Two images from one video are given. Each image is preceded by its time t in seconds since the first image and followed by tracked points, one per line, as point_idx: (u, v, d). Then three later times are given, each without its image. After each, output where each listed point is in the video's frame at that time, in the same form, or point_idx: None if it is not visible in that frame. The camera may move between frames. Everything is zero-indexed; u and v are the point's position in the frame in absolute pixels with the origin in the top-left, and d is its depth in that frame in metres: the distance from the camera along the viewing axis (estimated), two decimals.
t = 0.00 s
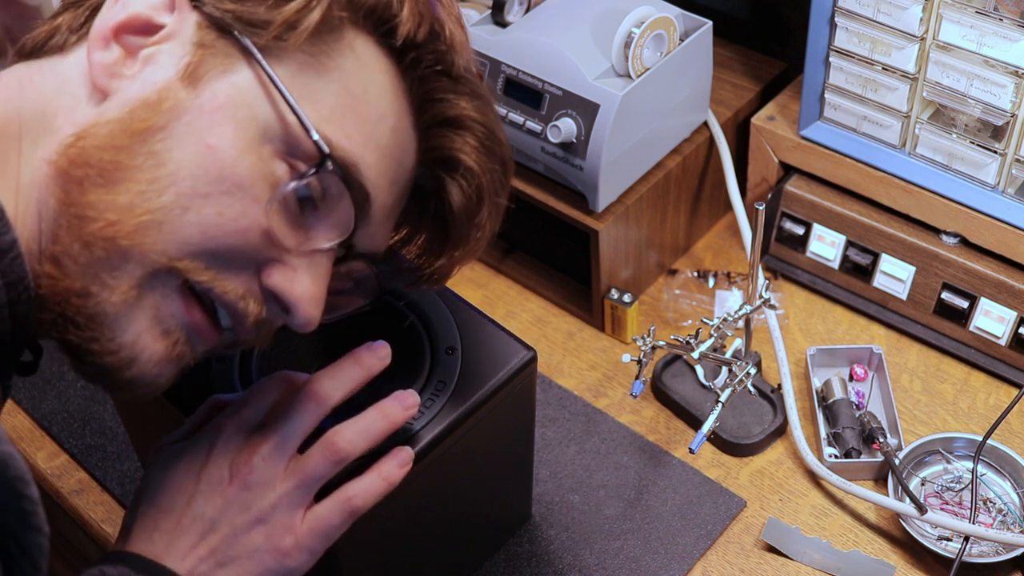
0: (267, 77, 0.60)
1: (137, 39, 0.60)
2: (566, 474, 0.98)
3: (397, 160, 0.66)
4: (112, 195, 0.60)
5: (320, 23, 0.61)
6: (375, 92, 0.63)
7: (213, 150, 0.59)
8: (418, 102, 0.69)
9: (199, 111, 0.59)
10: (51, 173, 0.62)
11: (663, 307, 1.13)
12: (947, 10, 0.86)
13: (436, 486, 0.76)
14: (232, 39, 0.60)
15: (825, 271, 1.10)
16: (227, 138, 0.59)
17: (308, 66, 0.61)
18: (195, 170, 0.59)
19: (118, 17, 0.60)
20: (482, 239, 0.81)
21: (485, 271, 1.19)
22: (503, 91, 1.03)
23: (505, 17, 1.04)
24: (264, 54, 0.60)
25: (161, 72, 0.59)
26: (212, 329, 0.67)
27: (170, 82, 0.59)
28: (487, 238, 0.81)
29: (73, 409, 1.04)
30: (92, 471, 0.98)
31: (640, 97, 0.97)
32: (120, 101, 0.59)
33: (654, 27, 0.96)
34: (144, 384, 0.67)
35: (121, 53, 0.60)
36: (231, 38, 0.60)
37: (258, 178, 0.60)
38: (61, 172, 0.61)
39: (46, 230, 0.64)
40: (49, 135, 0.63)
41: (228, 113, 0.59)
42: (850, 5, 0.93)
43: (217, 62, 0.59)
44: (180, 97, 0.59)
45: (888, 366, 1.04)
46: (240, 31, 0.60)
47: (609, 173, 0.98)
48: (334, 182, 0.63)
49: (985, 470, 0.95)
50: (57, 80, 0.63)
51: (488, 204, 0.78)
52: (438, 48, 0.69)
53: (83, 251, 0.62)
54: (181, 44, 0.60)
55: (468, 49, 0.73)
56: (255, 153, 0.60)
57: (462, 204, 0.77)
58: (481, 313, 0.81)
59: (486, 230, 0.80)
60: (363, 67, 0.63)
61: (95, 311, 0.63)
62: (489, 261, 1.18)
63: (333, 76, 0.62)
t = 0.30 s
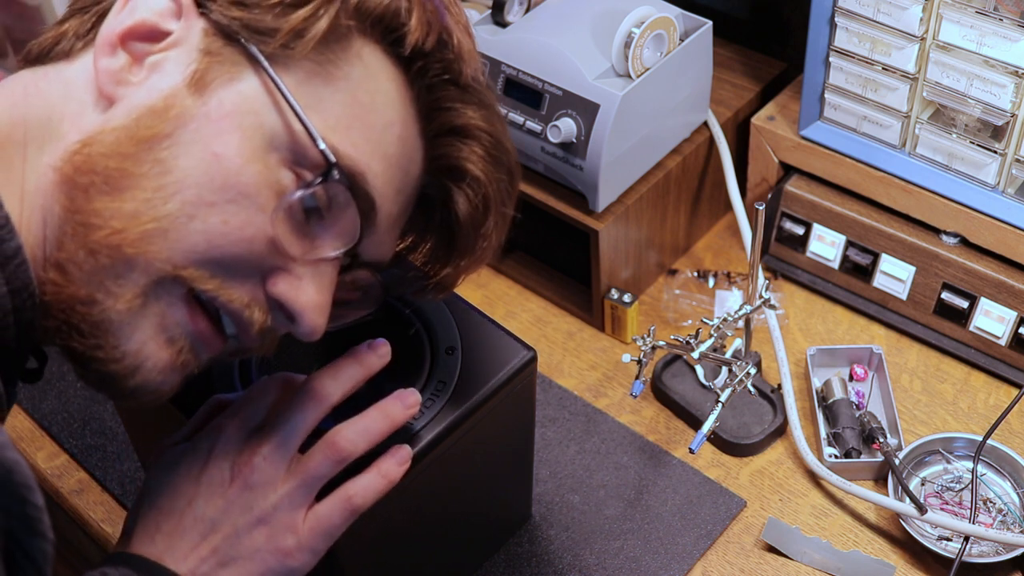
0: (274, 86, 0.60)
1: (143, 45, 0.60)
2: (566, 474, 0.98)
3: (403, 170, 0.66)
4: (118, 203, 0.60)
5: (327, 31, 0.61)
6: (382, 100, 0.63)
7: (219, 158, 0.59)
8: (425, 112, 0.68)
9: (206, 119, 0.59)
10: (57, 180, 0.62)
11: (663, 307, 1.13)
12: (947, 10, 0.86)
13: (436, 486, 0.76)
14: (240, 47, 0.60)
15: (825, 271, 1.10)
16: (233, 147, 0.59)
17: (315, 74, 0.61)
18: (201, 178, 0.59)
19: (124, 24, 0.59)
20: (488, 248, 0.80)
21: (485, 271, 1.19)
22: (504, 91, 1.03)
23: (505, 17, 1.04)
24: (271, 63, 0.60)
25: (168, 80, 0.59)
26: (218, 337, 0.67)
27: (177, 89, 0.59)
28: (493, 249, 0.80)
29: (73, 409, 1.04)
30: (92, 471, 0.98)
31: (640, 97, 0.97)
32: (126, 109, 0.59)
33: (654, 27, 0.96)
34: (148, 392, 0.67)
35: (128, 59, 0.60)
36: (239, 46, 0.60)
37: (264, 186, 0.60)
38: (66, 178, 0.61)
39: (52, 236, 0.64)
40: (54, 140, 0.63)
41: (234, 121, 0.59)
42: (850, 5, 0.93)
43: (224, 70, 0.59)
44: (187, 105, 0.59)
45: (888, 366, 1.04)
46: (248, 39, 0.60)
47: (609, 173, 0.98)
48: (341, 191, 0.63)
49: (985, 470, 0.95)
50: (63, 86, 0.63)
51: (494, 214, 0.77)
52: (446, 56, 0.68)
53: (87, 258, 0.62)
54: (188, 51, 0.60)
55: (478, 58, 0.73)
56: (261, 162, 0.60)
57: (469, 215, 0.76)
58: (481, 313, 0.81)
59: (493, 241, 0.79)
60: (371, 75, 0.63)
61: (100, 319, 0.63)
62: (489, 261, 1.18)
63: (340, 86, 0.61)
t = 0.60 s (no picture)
0: (275, 86, 0.60)
1: (145, 46, 0.60)
2: (566, 474, 0.98)
3: (405, 172, 0.66)
4: (121, 203, 0.60)
5: (329, 32, 0.61)
6: (384, 101, 0.63)
7: (221, 159, 0.59)
8: (428, 112, 0.68)
9: (208, 120, 0.59)
10: (58, 180, 0.62)
11: (663, 307, 1.13)
12: (947, 10, 0.86)
13: (435, 485, 0.76)
14: (241, 48, 0.60)
15: (825, 271, 1.10)
16: (235, 148, 0.59)
17: (317, 76, 0.61)
18: (203, 179, 0.59)
19: (126, 25, 0.60)
20: (490, 250, 0.79)
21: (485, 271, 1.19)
22: (504, 91, 1.03)
23: (506, 17, 1.04)
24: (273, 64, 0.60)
25: (170, 81, 0.59)
26: (218, 337, 0.67)
27: (179, 90, 0.59)
28: (495, 251, 0.80)
29: (73, 409, 1.04)
30: (92, 471, 0.98)
31: (640, 97, 0.97)
32: (128, 110, 0.59)
33: (654, 27, 0.96)
34: (149, 393, 0.67)
35: (129, 60, 0.60)
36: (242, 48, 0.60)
37: (266, 187, 0.60)
38: (68, 179, 0.61)
39: (52, 237, 0.64)
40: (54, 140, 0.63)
41: (236, 122, 0.59)
42: (850, 5, 0.93)
43: (226, 72, 0.59)
44: (188, 106, 0.59)
45: (888, 366, 1.04)
46: (249, 40, 0.60)
47: (609, 173, 0.98)
48: (341, 193, 0.63)
49: (985, 471, 0.95)
50: (65, 87, 0.63)
51: (496, 216, 0.77)
52: (448, 59, 0.68)
53: (88, 259, 0.62)
54: (190, 52, 0.60)
55: (480, 59, 0.73)
56: (262, 164, 0.60)
57: (470, 217, 0.76)
58: (481, 313, 0.81)
59: (494, 243, 0.79)
60: (373, 77, 0.63)
61: (101, 320, 0.63)
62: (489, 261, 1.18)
63: (343, 87, 0.61)
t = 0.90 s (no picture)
0: (262, 70, 0.59)
1: (128, 26, 0.59)
2: (566, 474, 0.98)
3: (394, 151, 0.65)
4: (107, 192, 0.59)
5: (316, 12, 0.60)
6: (372, 83, 0.62)
7: (208, 143, 0.58)
8: (416, 92, 0.67)
9: (196, 106, 0.58)
10: (42, 165, 0.61)
11: (663, 307, 1.13)
12: (947, 10, 0.86)
13: (435, 485, 0.76)
14: (227, 29, 0.59)
15: (825, 271, 1.10)
16: (222, 133, 0.58)
17: (304, 57, 0.60)
18: (191, 165, 0.58)
19: (108, 4, 0.58)
20: (479, 229, 0.79)
21: (485, 271, 1.19)
22: (503, 91, 1.03)
23: (505, 16, 1.04)
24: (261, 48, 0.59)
25: (155, 63, 0.58)
26: (206, 322, 0.67)
27: (164, 73, 0.58)
28: (484, 229, 0.80)
29: (73, 409, 1.04)
30: (93, 471, 0.98)
31: (640, 97, 0.97)
32: (111, 93, 0.58)
33: (654, 27, 0.96)
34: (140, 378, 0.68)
35: (113, 40, 0.59)
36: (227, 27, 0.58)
37: (253, 172, 0.60)
38: (50, 165, 0.60)
39: (37, 224, 0.64)
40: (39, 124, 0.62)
41: (223, 106, 0.58)
42: (850, 5, 0.93)
43: (212, 52, 0.58)
44: (174, 89, 0.58)
45: (888, 366, 1.04)
46: (235, 21, 0.58)
47: (609, 173, 0.99)
48: (329, 175, 0.62)
49: (984, 471, 0.95)
50: (45, 67, 0.62)
51: (486, 195, 0.76)
52: (439, 40, 0.67)
53: (75, 248, 0.61)
54: (174, 33, 0.58)
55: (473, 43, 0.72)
56: (250, 148, 0.59)
57: (459, 196, 0.75)
58: (480, 312, 0.81)
59: (483, 223, 0.79)
60: (362, 57, 0.62)
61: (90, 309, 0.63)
62: (489, 261, 1.18)
63: (330, 68, 0.60)
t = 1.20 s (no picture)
0: None
1: None
2: (566, 474, 0.98)
3: None
4: None
5: None
6: None
7: None
8: None
9: None
10: None
11: (663, 307, 1.13)
12: (947, 10, 0.86)
13: (436, 486, 0.76)
14: None
15: (825, 271, 1.10)
16: None
17: None
18: None
19: None
20: None
21: (485, 271, 1.18)
22: (503, 90, 1.03)
23: (505, 17, 1.04)
24: None
25: None
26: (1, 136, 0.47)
27: None
28: None
29: (73, 410, 1.03)
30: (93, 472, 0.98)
31: (640, 97, 0.97)
32: None
33: (654, 27, 0.96)
34: None
35: None
36: None
37: None
38: None
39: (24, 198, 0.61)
40: None
41: None
42: (850, 5, 0.93)
43: None
44: None
45: (887, 366, 1.04)
46: None
47: (609, 173, 0.99)
48: None
49: (985, 470, 0.95)
50: None
51: None
52: None
53: None
54: None
55: None
56: None
57: None
58: (479, 311, 0.82)
59: None
60: None
61: None
62: (489, 261, 1.18)
63: None
